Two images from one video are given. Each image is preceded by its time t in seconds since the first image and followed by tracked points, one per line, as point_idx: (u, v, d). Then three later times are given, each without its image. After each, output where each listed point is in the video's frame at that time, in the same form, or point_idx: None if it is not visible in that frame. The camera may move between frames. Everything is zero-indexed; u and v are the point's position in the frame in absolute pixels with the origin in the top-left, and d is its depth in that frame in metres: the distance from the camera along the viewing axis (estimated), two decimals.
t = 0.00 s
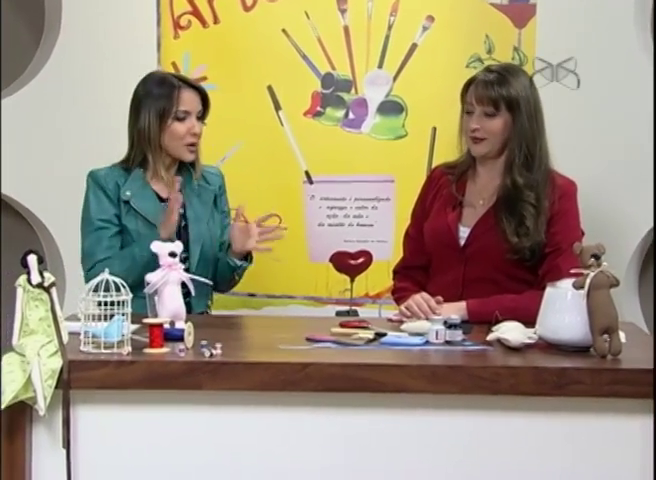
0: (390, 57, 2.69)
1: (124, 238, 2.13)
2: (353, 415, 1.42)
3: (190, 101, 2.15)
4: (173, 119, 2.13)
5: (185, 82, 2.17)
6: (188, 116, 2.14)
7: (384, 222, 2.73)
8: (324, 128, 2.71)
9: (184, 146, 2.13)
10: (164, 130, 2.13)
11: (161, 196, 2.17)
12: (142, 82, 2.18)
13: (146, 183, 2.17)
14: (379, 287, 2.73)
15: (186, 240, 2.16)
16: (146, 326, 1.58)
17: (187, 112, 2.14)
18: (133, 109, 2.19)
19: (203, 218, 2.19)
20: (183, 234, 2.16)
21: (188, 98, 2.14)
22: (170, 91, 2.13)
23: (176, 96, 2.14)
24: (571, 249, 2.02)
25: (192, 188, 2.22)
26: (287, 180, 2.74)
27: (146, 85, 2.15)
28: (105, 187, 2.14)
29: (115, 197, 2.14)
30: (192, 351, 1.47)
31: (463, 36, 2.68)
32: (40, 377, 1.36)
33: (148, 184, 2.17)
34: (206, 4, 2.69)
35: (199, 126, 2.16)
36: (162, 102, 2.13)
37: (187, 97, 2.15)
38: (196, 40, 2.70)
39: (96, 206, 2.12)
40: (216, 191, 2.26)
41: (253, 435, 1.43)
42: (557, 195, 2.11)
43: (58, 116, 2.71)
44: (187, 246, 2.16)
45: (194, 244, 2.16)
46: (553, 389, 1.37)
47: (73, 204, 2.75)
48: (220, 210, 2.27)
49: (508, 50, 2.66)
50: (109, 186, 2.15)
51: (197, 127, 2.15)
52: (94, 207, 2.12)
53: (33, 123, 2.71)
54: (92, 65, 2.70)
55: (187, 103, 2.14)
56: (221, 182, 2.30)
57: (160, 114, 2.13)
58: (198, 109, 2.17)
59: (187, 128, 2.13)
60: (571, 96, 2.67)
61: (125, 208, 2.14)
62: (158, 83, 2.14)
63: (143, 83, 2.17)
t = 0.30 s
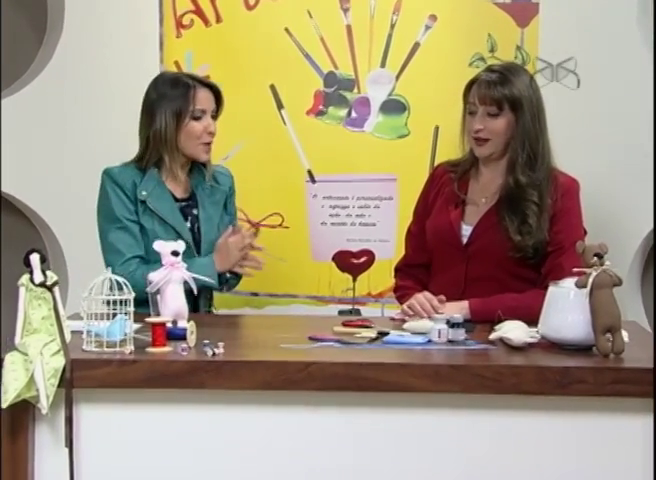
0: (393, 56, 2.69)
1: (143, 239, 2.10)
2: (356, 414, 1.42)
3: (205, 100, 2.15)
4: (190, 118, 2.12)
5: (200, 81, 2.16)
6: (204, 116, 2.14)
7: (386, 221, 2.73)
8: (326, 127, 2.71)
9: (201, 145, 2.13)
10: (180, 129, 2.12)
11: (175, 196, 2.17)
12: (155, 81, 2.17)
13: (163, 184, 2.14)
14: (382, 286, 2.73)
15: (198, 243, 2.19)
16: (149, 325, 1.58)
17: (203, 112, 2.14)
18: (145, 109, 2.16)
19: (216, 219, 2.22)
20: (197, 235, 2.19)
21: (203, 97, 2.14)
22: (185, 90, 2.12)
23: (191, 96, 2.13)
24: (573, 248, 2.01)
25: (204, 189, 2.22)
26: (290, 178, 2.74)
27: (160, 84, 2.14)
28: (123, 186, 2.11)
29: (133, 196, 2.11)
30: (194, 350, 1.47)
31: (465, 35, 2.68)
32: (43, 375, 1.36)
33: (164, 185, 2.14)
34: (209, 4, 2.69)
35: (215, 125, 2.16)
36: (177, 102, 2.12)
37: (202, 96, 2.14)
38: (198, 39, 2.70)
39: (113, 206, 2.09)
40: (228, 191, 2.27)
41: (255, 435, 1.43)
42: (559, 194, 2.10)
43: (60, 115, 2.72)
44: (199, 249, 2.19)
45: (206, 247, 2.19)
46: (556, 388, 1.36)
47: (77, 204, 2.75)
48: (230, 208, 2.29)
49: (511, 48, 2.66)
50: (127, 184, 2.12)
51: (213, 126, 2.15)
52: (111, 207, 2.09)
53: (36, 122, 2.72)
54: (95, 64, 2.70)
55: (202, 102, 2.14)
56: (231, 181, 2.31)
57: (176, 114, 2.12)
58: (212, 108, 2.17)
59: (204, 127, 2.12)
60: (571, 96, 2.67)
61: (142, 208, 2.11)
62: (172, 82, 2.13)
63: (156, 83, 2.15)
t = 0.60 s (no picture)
0: (394, 57, 2.70)
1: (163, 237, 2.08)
2: (357, 414, 1.42)
3: (220, 103, 2.13)
4: (203, 120, 2.11)
5: (214, 83, 2.15)
6: (218, 118, 2.13)
7: (387, 221, 2.74)
8: (327, 127, 2.71)
9: (215, 147, 2.12)
10: (193, 131, 2.12)
11: (195, 196, 2.16)
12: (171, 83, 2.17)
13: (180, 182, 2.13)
14: (382, 287, 2.74)
15: (219, 241, 2.17)
16: (150, 325, 1.58)
17: (218, 114, 2.13)
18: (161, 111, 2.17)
19: (235, 218, 2.20)
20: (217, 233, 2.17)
21: (218, 100, 2.13)
22: (200, 93, 2.12)
23: (206, 98, 2.12)
24: (574, 247, 2.01)
25: (223, 187, 2.22)
26: (291, 178, 2.74)
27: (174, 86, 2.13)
28: (142, 184, 2.10)
29: (153, 194, 2.10)
30: (195, 351, 1.47)
31: (466, 35, 2.68)
32: (44, 376, 1.36)
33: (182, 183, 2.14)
34: (210, 4, 2.70)
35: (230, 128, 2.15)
36: (191, 104, 2.11)
37: (216, 98, 2.13)
38: (199, 40, 2.71)
39: (134, 204, 2.07)
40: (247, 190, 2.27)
41: (255, 435, 1.43)
42: (560, 193, 2.10)
43: (61, 115, 2.72)
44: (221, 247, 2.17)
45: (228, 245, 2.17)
46: (557, 389, 1.36)
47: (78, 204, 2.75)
48: (248, 208, 2.28)
49: (511, 49, 2.66)
50: (146, 182, 2.10)
51: (228, 128, 2.14)
52: (132, 205, 2.07)
53: (37, 122, 2.72)
54: (97, 65, 2.70)
55: (217, 104, 2.13)
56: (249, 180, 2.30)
57: (190, 115, 2.11)
58: (227, 110, 2.15)
59: (218, 129, 2.12)
60: (571, 96, 2.67)
61: (161, 206, 2.10)
62: (187, 84, 2.13)
63: (172, 85, 2.15)
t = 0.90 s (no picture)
0: (393, 57, 2.70)
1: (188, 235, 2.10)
2: (357, 415, 1.42)
3: (235, 101, 2.17)
4: (218, 117, 2.16)
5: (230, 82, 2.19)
6: (233, 116, 2.17)
7: (387, 221, 2.75)
8: (327, 128, 2.72)
9: (227, 143, 2.15)
10: (209, 127, 2.16)
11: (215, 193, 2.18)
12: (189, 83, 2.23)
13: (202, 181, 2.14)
14: (382, 287, 2.74)
15: (242, 240, 2.18)
16: (149, 326, 1.58)
17: (232, 112, 2.17)
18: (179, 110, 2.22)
19: (258, 218, 2.22)
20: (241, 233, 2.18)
21: (233, 98, 2.17)
22: (216, 90, 2.17)
23: (221, 96, 2.17)
24: (574, 248, 2.00)
25: (243, 189, 2.23)
26: (291, 179, 2.75)
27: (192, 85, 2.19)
28: (166, 183, 2.10)
29: (176, 193, 2.10)
30: (195, 351, 1.47)
31: (466, 36, 2.69)
32: (44, 376, 1.36)
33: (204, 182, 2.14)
34: (210, 4, 2.71)
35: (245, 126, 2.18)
36: (207, 101, 2.16)
37: (232, 97, 2.18)
38: (199, 40, 2.72)
39: (159, 203, 2.07)
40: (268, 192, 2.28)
41: (255, 435, 1.43)
42: (559, 192, 2.09)
43: (62, 115, 2.73)
44: (245, 245, 2.18)
45: (251, 245, 2.18)
46: (557, 389, 1.36)
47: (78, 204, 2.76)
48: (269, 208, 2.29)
49: (511, 49, 2.66)
50: (170, 181, 2.11)
51: (243, 127, 2.18)
52: (158, 204, 2.07)
53: (38, 123, 2.73)
54: (97, 65, 2.71)
55: (232, 102, 2.17)
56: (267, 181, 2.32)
57: (205, 113, 2.16)
58: (243, 109, 2.19)
59: (231, 126, 2.15)
60: (571, 96, 2.67)
61: (186, 205, 2.11)
62: (204, 84, 2.18)
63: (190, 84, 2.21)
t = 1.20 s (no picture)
0: (392, 57, 2.70)
1: (189, 239, 2.08)
2: (355, 414, 1.42)
3: (230, 105, 2.13)
4: (213, 121, 2.11)
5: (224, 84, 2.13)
6: (227, 120, 2.13)
7: (385, 221, 2.75)
8: (326, 128, 2.72)
9: (222, 148, 2.12)
10: (203, 131, 2.12)
11: (215, 195, 2.16)
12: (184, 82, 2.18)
13: (199, 182, 2.12)
14: (381, 287, 2.74)
15: (245, 238, 2.17)
16: (148, 325, 1.58)
17: (227, 116, 2.12)
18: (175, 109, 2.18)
19: (258, 216, 2.20)
20: (242, 233, 2.17)
21: (228, 101, 2.12)
22: (210, 93, 2.11)
23: (216, 98, 2.12)
24: (573, 248, 2.01)
25: (243, 187, 2.22)
26: (290, 179, 2.75)
27: (185, 86, 2.14)
28: (163, 187, 2.09)
29: (174, 196, 2.09)
30: (194, 351, 1.47)
31: (465, 36, 2.69)
32: (42, 376, 1.36)
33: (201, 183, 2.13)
34: (209, 4, 2.71)
35: (240, 129, 2.14)
36: (201, 104, 2.11)
37: (227, 100, 2.13)
38: (198, 40, 2.72)
39: (156, 208, 2.07)
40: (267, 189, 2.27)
41: (254, 435, 1.43)
42: (558, 192, 2.09)
43: (60, 115, 2.73)
44: (247, 244, 2.17)
45: (253, 243, 2.17)
46: (556, 389, 1.36)
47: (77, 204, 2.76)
48: (269, 205, 2.28)
49: (510, 49, 2.67)
50: (167, 185, 2.10)
51: (238, 130, 2.14)
52: (155, 209, 2.07)
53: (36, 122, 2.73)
54: (96, 65, 2.71)
55: (226, 106, 2.12)
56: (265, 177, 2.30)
57: (199, 116, 2.12)
58: (238, 112, 2.14)
59: (226, 130, 2.12)
60: (571, 96, 2.67)
61: (184, 207, 2.09)
62: (199, 85, 2.12)
63: (185, 84, 2.16)
